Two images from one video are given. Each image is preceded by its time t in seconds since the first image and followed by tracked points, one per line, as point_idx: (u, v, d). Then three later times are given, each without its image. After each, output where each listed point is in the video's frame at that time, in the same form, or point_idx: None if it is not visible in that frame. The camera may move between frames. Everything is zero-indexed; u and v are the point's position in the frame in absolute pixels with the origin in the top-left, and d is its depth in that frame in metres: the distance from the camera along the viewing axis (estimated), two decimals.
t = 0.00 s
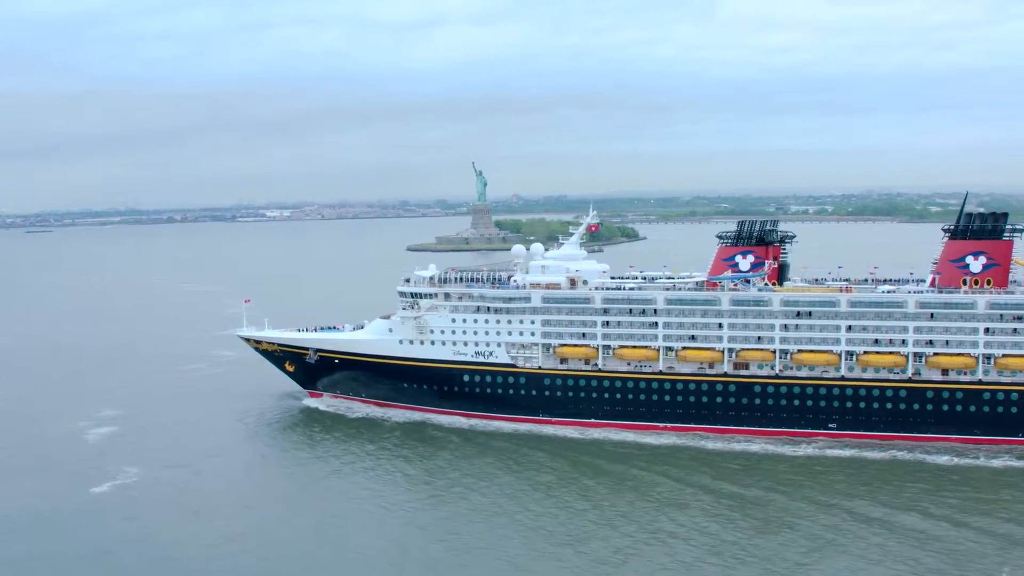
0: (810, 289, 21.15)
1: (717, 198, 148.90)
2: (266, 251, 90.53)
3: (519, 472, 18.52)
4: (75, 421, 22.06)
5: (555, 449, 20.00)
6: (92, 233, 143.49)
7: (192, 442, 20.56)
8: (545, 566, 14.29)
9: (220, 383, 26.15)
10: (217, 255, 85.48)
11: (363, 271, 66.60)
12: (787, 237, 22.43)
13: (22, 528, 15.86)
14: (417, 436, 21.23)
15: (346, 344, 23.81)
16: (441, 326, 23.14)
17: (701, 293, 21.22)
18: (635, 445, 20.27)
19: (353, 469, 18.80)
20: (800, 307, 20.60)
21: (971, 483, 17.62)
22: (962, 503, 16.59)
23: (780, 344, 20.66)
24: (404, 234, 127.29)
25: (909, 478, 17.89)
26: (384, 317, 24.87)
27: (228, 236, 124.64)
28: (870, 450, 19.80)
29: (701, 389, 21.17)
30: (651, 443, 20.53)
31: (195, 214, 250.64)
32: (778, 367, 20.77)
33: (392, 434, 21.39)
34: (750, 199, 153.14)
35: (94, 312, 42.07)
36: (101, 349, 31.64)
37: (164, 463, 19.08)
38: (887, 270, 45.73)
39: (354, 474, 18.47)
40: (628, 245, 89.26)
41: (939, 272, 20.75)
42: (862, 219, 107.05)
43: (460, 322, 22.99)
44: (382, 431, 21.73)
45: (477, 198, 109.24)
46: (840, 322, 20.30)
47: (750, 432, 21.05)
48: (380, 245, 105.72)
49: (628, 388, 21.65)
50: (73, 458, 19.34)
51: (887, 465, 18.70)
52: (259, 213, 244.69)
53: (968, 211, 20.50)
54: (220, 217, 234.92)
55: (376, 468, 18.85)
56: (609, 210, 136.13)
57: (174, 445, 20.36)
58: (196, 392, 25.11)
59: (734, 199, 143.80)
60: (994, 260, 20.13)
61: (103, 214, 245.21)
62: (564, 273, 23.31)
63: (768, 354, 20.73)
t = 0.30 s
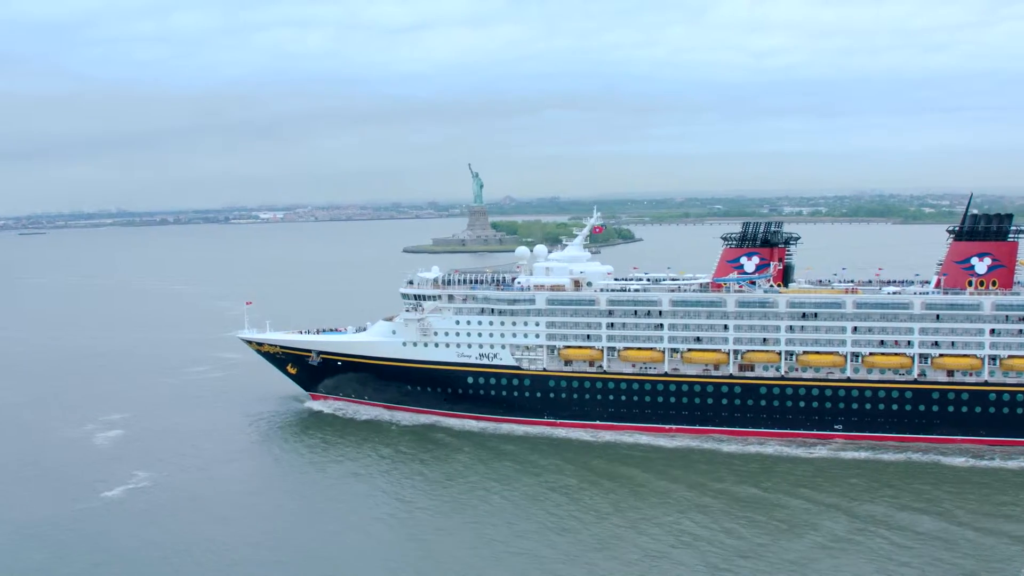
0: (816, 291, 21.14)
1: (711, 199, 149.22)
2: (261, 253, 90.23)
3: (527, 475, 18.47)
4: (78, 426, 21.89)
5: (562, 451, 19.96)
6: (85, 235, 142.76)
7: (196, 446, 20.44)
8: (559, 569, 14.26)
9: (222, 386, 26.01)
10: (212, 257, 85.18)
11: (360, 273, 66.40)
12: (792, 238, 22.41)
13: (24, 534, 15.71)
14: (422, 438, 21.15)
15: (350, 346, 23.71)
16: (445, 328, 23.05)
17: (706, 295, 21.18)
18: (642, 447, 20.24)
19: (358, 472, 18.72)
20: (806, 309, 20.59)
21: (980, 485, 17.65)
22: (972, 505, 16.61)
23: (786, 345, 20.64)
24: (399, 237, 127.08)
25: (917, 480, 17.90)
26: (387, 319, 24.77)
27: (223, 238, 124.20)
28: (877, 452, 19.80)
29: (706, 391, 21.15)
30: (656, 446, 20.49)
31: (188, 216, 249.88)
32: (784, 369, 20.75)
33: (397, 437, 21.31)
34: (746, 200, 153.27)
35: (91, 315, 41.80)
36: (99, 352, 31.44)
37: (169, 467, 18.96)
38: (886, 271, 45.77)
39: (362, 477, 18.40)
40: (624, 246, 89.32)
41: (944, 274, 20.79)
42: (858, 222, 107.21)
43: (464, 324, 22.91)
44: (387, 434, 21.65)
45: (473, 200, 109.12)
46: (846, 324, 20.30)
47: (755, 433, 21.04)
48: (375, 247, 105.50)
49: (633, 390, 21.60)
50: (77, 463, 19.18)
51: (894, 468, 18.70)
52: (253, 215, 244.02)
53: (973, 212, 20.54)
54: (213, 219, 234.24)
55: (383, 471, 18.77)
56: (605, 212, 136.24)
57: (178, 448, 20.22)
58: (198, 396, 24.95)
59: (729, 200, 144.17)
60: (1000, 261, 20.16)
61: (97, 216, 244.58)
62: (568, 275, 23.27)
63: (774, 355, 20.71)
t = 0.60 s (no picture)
0: (824, 293, 21.13)
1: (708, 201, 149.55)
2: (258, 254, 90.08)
3: (536, 477, 18.44)
4: (81, 428, 21.76)
5: (569, 453, 19.92)
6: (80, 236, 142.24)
7: (201, 448, 20.33)
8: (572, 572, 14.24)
9: (225, 388, 25.88)
10: (208, 258, 84.90)
11: (359, 274, 66.20)
12: (799, 239, 22.37)
13: (29, 536, 15.59)
14: (429, 440, 21.09)
15: (354, 348, 23.62)
16: (451, 329, 22.97)
17: (713, 296, 21.15)
18: (649, 449, 20.21)
19: (364, 475, 18.64)
20: (813, 310, 20.57)
21: (988, 487, 17.67)
22: (981, 507, 16.65)
23: (793, 347, 20.62)
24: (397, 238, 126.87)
25: (926, 482, 17.91)
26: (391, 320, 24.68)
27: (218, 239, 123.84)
28: (884, 454, 19.79)
29: (713, 393, 21.12)
30: (663, 448, 20.45)
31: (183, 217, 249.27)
32: (791, 370, 20.73)
33: (403, 439, 21.24)
34: (743, 201, 153.32)
35: (89, 316, 41.56)
36: (99, 354, 31.30)
37: (175, 469, 18.84)
38: (889, 274, 45.70)
39: (371, 479, 18.34)
40: (621, 248, 89.37)
41: (951, 275, 20.81)
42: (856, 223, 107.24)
43: (470, 326, 22.83)
44: (392, 435, 21.57)
45: (470, 201, 108.93)
46: (854, 325, 20.29)
47: (763, 435, 21.01)
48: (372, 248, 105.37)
49: (640, 392, 21.56)
50: (82, 465, 19.06)
51: (902, 469, 18.70)
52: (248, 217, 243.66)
53: (980, 214, 20.54)
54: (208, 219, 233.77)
55: (391, 473, 18.71)
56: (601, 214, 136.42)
57: (184, 450, 20.13)
58: (201, 397, 24.83)
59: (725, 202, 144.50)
60: (1007, 264, 20.16)
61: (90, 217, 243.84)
62: (574, 276, 23.21)
63: (781, 357, 20.70)
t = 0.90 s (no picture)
0: (831, 294, 21.14)
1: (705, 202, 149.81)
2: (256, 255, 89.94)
3: (543, 479, 18.40)
4: (85, 429, 21.66)
5: (576, 455, 19.89)
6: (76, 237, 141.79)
7: (207, 449, 20.25)
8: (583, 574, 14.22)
9: (229, 389, 25.80)
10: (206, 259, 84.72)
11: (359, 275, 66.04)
12: (805, 241, 22.34)
13: (35, 540, 15.51)
14: (435, 442, 21.04)
15: (359, 349, 23.55)
16: (456, 330, 22.92)
17: (720, 298, 21.13)
18: (656, 451, 20.18)
19: (370, 477, 18.57)
20: (820, 311, 20.57)
21: (996, 489, 17.70)
22: (989, 509, 16.66)
23: (800, 348, 20.62)
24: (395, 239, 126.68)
25: (934, 484, 17.92)
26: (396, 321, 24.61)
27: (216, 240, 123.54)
28: (892, 455, 19.79)
29: (720, 395, 21.10)
30: (670, 450, 20.41)
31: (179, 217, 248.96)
32: (798, 371, 20.72)
33: (409, 440, 21.19)
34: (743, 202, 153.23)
35: (88, 318, 41.36)
36: (101, 355, 31.18)
37: (181, 471, 18.77)
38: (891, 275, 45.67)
39: (378, 481, 18.28)
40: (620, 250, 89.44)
41: (958, 277, 20.83)
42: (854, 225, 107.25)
43: (475, 327, 22.78)
44: (398, 436, 21.51)
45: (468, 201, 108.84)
46: (861, 327, 20.29)
47: (769, 436, 21.00)
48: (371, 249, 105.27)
49: (646, 393, 21.52)
50: (87, 467, 18.97)
51: (910, 471, 18.71)
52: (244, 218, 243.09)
53: (986, 216, 20.57)
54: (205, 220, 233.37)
55: (398, 475, 18.65)
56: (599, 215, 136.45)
57: (190, 452, 20.05)
58: (205, 398, 24.75)
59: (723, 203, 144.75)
60: (1014, 265, 20.18)
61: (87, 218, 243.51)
62: (580, 277, 23.18)
63: (788, 358, 20.69)
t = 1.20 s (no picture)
0: (838, 295, 21.15)
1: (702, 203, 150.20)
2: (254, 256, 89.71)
3: (554, 481, 18.38)
4: (90, 431, 21.53)
5: (585, 457, 19.87)
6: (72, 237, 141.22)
7: (214, 451, 20.16)
8: None
9: (233, 390, 25.68)
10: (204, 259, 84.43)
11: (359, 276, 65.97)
12: (812, 242, 22.34)
13: (43, 543, 15.41)
14: (442, 443, 20.99)
15: (365, 350, 23.49)
16: (462, 331, 22.86)
17: (727, 299, 21.11)
18: (664, 453, 20.16)
19: (377, 478, 18.50)
20: (828, 313, 20.56)
21: (1006, 490, 17.74)
22: (1000, 511, 16.70)
23: (808, 350, 20.60)
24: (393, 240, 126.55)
25: (945, 486, 17.93)
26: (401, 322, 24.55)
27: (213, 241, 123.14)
28: (899, 457, 19.78)
29: (727, 396, 21.08)
30: (677, 451, 20.38)
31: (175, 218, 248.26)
32: (805, 373, 20.71)
33: (416, 441, 21.14)
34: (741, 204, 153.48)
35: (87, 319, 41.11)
36: (102, 356, 30.98)
37: (189, 473, 18.67)
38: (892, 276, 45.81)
39: (387, 483, 18.24)
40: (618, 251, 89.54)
41: (965, 278, 20.85)
42: (853, 227, 107.46)
43: (482, 328, 22.73)
44: (405, 438, 21.46)
45: (466, 202, 108.77)
46: (869, 328, 20.29)
47: (776, 438, 20.98)
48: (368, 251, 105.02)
49: (654, 395, 21.49)
50: (94, 470, 18.84)
51: (919, 473, 18.72)
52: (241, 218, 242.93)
53: (994, 217, 20.60)
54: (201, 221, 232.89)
55: (407, 477, 18.61)
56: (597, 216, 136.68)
57: (197, 453, 19.94)
58: (210, 400, 24.62)
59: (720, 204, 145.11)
60: (1021, 266, 20.23)
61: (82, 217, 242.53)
62: (586, 278, 23.15)
63: (795, 360, 20.68)
